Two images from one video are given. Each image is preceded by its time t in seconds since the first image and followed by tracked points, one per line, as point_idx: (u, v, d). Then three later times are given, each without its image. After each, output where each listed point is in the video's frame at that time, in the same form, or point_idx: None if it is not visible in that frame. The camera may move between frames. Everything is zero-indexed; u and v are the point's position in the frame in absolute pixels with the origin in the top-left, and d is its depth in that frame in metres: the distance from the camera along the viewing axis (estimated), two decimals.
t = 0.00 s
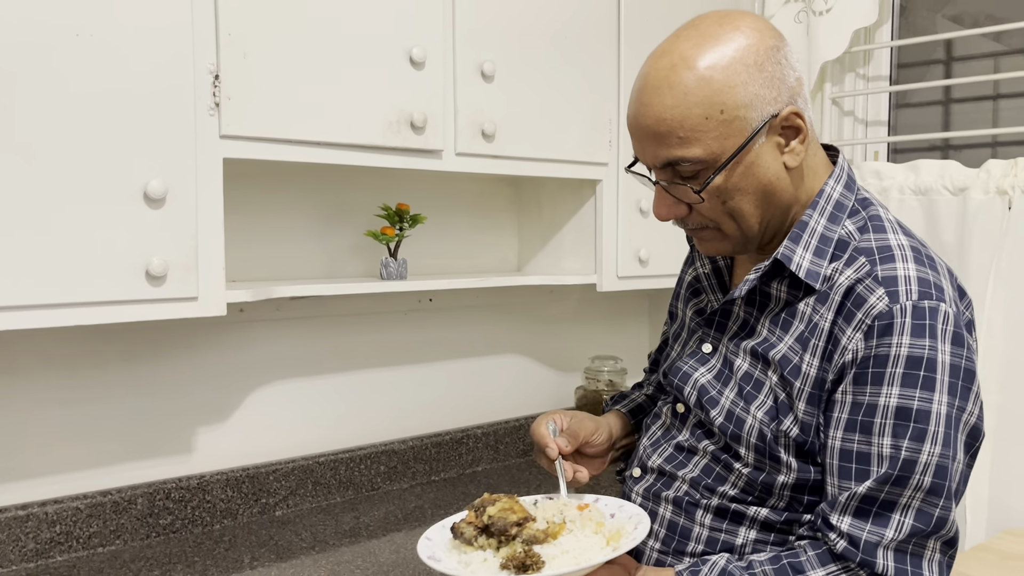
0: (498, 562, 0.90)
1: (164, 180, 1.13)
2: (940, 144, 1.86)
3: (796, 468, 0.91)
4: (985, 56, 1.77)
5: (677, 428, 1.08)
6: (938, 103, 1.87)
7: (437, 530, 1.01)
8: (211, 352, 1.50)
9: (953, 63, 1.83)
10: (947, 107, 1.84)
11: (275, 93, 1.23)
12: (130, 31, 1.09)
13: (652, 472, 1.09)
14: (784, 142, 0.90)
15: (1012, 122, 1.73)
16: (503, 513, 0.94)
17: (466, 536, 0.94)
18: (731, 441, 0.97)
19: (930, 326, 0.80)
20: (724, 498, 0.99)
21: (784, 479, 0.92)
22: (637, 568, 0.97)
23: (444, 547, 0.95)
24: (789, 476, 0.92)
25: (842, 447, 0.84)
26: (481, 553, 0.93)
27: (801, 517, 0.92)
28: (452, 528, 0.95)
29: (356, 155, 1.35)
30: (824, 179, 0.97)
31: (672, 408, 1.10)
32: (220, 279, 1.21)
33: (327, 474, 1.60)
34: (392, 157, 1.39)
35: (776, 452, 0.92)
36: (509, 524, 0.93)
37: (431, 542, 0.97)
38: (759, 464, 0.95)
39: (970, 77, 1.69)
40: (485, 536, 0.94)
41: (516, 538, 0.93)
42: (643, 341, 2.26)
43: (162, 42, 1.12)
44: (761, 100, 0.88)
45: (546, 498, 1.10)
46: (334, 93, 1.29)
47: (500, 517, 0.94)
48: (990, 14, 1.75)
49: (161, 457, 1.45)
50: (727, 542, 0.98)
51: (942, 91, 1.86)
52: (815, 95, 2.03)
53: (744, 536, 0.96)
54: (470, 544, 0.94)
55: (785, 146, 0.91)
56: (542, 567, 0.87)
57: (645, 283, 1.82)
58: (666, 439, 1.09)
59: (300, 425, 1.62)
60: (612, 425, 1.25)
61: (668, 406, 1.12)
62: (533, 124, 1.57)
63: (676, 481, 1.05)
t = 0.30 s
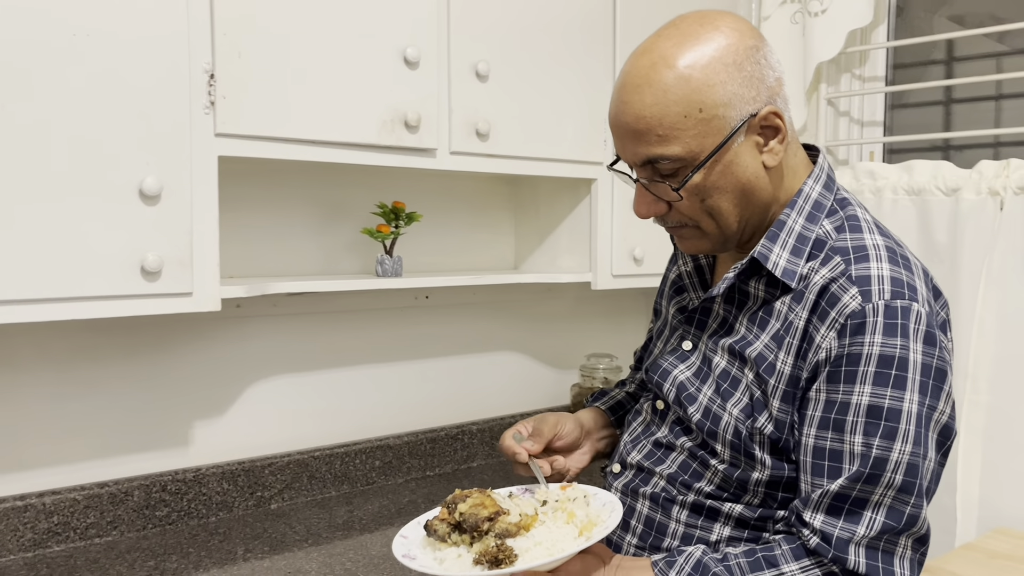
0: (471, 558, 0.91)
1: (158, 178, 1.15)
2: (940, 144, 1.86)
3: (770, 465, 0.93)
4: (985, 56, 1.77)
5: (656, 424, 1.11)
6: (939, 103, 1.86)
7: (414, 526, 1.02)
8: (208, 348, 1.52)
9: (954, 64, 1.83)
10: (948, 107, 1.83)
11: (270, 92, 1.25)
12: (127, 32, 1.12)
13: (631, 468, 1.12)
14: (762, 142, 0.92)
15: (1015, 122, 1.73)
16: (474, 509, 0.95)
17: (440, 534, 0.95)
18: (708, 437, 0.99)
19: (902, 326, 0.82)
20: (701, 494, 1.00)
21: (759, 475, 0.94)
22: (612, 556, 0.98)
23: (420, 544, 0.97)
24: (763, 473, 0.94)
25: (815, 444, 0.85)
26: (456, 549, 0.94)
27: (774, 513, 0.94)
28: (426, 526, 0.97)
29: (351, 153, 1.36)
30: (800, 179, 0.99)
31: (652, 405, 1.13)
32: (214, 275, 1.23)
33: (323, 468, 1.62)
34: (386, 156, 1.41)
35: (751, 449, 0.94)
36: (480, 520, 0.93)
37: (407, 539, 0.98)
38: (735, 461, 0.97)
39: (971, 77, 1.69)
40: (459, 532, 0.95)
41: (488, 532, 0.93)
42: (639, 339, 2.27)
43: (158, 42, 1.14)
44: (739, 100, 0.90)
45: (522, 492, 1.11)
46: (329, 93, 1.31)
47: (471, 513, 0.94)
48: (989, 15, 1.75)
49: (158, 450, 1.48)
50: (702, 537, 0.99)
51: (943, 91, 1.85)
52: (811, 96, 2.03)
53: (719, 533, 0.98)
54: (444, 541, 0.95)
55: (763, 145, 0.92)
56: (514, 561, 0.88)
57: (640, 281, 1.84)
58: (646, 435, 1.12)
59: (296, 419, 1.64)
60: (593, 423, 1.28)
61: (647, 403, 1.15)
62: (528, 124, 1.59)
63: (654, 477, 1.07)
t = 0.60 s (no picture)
0: (459, 531, 0.92)
1: (157, 176, 1.17)
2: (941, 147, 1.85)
3: (751, 467, 0.95)
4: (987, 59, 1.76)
5: (640, 426, 1.12)
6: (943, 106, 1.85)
7: (403, 501, 1.03)
8: (207, 345, 1.53)
9: (958, 66, 1.82)
10: (951, 110, 1.83)
11: (268, 92, 1.26)
12: (127, 33, 1.13)
13: (614, 469, 1.13)
14: (742, 144, 0.94)
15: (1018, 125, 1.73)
16: (464, 484, 0.97)
17: (429, 507, 0.97)
18: (690, 439, 1.01)
19: (881, 328, 0.85)
20: (682, 496, 1.02)
21: (739, 477, 0.96)
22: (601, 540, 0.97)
23: (409, 517, 0.98)
24: (743, 475, 0.96)
25: (797, 447, 0.88)
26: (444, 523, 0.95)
27: (754, 515, 0.96)
28: (418, 499, 0.98)
29: (349, 153, 1.37)
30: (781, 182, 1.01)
31: (636, 406, 1.14)
32: (212, 274, 1.24)
33: (321, 465, 1.64)
34: (384, 156, 1.42)
35: (732, 451, 0.97)
36: (470, 494, 0.95)
37: (397, 512, 0.99)
38: (716, 462, 0.99)
39: (973, 80, 1.69)
40: (448, 507, 0.97)
41: (478, 508, 0.95)
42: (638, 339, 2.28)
43: (158, 42, 1.16)
44: (720, 101, 0.92)
45: (515, 476, 1.12)
46: (327, 93, 1.32)
47: (461, 487, 0.96)
48: (991, 18, 1.75)
49: (157, 446, 1.49)
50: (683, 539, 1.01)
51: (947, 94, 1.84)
52: (810, 98, 2.04)
53: (699, 534, 1.00)
54: (432, 515, 0.97)
55: (743, 148, 0.94)
56: (501, 535, 0.89)
57: (638, 282, 1.85)
58: (630, 436, 1.13)
59: (295, 416, 1.66)
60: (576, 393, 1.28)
61: (633, 403, 1.15)
62: (526, 125, 1.60)
63: (637, 478, 1.09)
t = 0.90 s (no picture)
0: (464, 503, 0.94)
1: (160, 178, 1.17)
2: (947, 151, 1.84)
3: (744, 476, 0.96)
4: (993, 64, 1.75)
5: (633, 432, 1.13)
6: (948, 110, 1.85)
7: (411, 470, 1.05)
8: (210, 346, 1.54)
9: (964, 70, 1.80)
10: (957, 114, 1.82)
11: (271, 95, 1.27)
12: (131, 35, 1.14)
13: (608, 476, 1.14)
14: (727, 153, 0.95)
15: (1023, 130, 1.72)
16: (475, 458, 1.00)
17: (437, 477, 0.99)
18: (684, 447, 1.01)
19: (876, 334, 0.85)
20: (676, 504, 1.03)
21: (733, 486, 0.97)
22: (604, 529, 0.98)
23: (416, 485, 1.00)
24: (737, 483, 0.96)
25: (793, 455, 0.89)
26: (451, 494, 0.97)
27: (748, 523, 0.97)
28: (426, 468, 1.01)
29: (352, 156, 1.38)
30: (767, 197, 1.01)
31: (630, 413, 1.15)
32: (215, 275, 1.25)
33: (323, 466, 1.64)
34: (387, 159, 1.42)
35: (726, 459, 0.97)
36: (479, 469, 0.98)
37: (404, 479, 1.01)
38: (709, 470, 0.99)
39: (977, 85, 1.68)
40: (456, 478, 0.99)
41: (485, 483, 0.98)
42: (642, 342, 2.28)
43: (162, 45, 1.16)
44: (710, 105, 0.92)
45: (523, 458, 1.12)
46: (330, 96, 1.33)
47: (471, 461, 0.99)
48: (997, 22, 1.74)
49: (160, 446, 1.50)
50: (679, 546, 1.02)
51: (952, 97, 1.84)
52: (815, 102, 2.03)
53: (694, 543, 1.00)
54: (439, 485, 0.99)
55: (727, 157, 0.95)
56: (505, 513, 0.90)
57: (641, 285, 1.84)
58: (624, 443, 1.14)
59: (297, 418, 1.66)
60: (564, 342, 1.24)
61: (625, 410, 1.16)
62: (530, 127, 1.60)
63: (630, 485, 1.09)
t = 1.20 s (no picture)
0: (474, 491, 0.94)
1: (165, 179, 1.17)
2: (955, 154, 1.84)
3: (745, 482, 0.96)
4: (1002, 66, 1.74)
5: (631, 439, 1.11)
6: (955, 113, 1.84)
7: (427, 456, 1.06)
8: (215, 347, 1.54)
9: (972, 73, 1.80)
10: (965, 117, 1.81)
11: (276, 96, 1.27)
12: (136, 36, 1.14)
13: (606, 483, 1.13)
14: (707, 161, 0.95)
15: None
16: (489, 446, 0.99)
17: (450, 463, 0.99)
18: (683, 453, 1.01)
19: (872, 335, 0.86)
20: (676, 512, 1.03)
21: (734, 493, 0.97)
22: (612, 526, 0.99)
23: (429, 471, 1.01)
24: (738, 490, 0.96)
25: (794, 460, 0.89)
26: (462, 480, 0.98)
27: (751, 529, 0.97)
28: (440, 454, 1.01)
29: (357, 157, 1.38)
30: (749, 209, 1.01)
31: (627, 419, 1.13)
32: (220, 276, 1.25)
33: (326, 468, 1.64)
34: (393, 160, 1.42)
35: (726, 466, 0.97)
36: (492, 457, 0.97)
37: (418, 465, 1.02)
38: (709, 477, 0.99)
39: (985, 88, 1.67)
40: (468, 465, 0.99)
41: (498, 472, 0.97)
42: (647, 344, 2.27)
43: (166, 46, 1.16)
44: (693, 111, 0.93)
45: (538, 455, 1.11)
46: (335, 97, 1.33)
47: (485, 448, 0.98)
48: (1006, 24, 1.73)
49: (163, 447, 1.50)
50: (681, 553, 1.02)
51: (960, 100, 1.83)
52: (821, 105, 2.03)
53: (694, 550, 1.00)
54: (451, 471, 0.99)
55: (707, 164, 0.95)
56: (515, 500, 0.90)
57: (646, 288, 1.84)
58: (622, 450, 1.12)
59: (301, 419, 1.66)
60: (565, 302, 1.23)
61: (623, 416, 1.14)
62: (535, 129, 1.60)
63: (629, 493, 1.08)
